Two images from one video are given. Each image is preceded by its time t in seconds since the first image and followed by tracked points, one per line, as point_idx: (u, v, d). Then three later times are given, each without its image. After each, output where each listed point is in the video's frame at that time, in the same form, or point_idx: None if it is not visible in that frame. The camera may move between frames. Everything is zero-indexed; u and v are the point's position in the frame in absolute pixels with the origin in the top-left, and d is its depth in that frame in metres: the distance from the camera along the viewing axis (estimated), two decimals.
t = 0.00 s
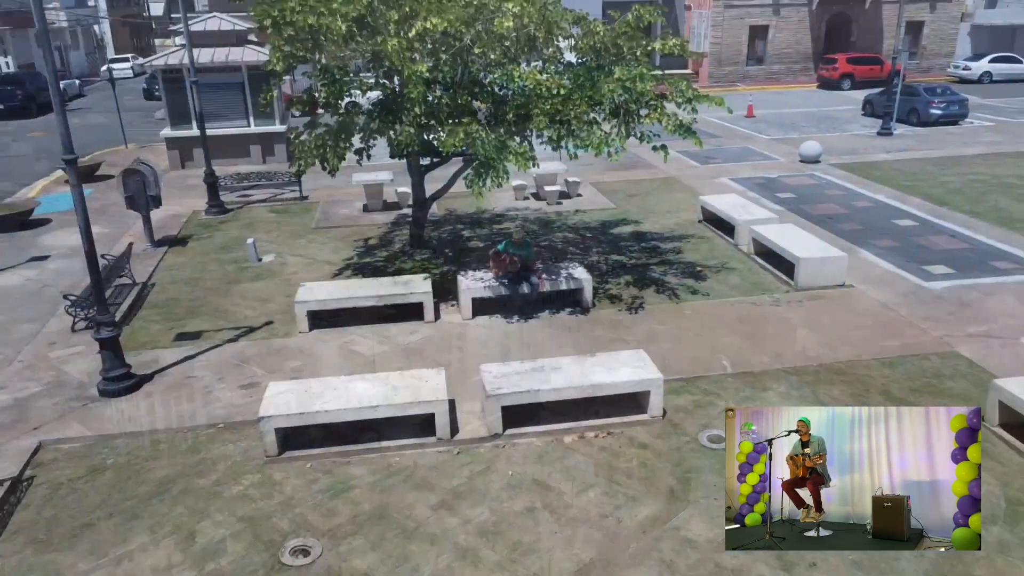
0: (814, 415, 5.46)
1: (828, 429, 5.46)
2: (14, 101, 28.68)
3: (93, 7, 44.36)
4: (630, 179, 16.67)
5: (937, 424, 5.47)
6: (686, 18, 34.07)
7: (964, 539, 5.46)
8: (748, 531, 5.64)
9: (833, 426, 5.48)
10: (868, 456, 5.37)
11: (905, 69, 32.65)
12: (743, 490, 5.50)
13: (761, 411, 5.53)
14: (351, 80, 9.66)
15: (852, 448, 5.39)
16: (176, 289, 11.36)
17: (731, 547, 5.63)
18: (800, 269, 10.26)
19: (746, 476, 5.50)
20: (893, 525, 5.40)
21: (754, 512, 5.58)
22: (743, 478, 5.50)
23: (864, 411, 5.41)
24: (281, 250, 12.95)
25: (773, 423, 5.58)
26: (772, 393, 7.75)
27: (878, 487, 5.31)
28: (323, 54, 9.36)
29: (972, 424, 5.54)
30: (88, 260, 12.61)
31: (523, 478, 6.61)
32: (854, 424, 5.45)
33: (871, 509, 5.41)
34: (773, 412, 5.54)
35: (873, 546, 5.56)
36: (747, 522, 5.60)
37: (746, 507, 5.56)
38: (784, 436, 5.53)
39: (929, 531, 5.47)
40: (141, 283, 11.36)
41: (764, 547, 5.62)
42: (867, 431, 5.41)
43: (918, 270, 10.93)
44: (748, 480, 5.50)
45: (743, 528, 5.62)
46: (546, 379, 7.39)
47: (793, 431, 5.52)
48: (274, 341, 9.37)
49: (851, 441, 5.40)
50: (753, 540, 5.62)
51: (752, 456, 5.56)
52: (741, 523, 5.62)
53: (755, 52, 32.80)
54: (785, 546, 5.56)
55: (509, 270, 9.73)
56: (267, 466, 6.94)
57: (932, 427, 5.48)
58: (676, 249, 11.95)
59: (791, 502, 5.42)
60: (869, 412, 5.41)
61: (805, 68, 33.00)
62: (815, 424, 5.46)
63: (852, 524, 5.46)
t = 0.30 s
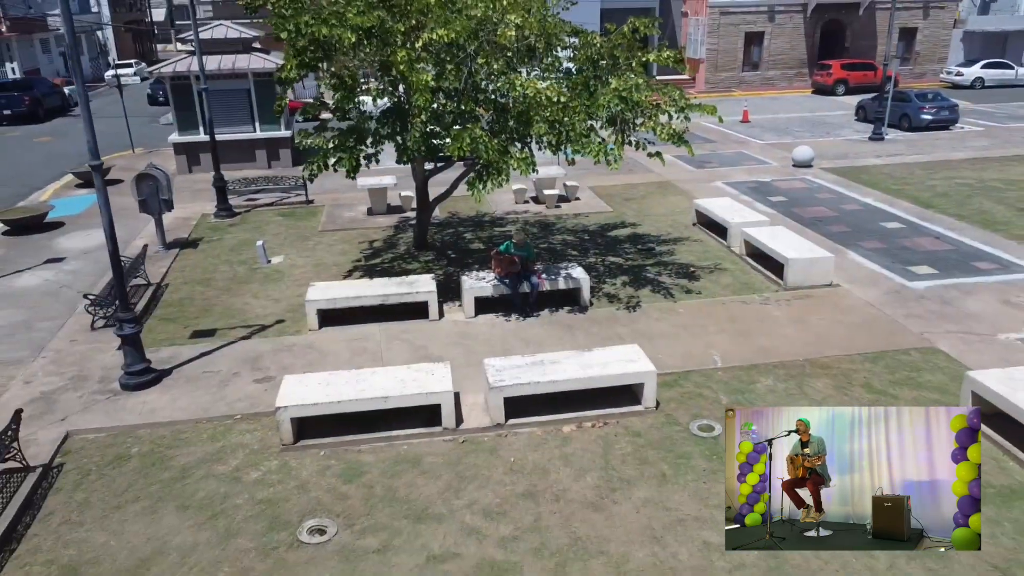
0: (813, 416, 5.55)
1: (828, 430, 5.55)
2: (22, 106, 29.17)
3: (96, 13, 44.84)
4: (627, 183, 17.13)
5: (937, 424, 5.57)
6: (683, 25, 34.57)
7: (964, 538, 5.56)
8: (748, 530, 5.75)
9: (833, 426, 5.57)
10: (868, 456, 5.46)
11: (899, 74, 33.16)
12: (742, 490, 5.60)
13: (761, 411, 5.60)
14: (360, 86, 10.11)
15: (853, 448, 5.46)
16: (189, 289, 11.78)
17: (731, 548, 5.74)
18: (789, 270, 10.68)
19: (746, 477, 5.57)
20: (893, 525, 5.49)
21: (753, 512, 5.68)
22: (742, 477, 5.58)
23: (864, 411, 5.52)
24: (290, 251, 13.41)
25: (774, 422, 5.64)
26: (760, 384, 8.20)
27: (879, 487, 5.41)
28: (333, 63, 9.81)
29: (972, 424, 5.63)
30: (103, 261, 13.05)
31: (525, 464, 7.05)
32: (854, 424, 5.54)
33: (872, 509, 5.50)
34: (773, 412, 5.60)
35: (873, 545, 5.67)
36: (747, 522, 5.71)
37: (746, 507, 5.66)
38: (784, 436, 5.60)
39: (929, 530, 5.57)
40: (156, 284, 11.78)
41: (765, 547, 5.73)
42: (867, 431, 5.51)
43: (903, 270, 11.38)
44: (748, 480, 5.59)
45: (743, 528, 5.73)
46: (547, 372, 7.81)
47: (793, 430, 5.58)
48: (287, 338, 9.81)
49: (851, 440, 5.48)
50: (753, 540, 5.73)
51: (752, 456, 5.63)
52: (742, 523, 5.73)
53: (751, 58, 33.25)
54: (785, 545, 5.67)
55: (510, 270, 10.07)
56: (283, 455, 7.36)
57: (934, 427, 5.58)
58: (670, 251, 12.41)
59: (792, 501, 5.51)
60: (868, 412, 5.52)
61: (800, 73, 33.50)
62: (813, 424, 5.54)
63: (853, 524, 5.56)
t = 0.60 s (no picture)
0: (814, 416, 5.89)
1: (828, 430, 5.89)
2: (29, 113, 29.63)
3: (99, 20, 45.32)
4: (623, 189, 17.61)
5: (940, 424, 5.91)
6: (679, 33, 35.11)
7: (965, 540, 5.79)
8: (748, 531, 6.01)
9: (833, 427, 5.93)
10: (868, 456, 5.78)
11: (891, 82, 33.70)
12: (743, 490, 5.87)
13: (761, 412, 5.96)
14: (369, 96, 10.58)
15: (853, 448, 5.79)
16: (201, 292, 12.23)
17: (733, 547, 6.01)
18: (778, 273, 11.14)
19: (746, 476, 5.87)
20: (892, 523, 5.79)
21: (754, 513, 5.95)
22: (743, 477, 5.87)
23: (862, 412, 5.88)
24: (298, 255, 13.87)
25: (773, 422, 5.99)
26: (750, 380, 8.66)
27: (877, 487, 5.72)
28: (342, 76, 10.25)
29: (973, 424, 5.96)
30: (116, 266, 13.49)
31: (526, 455, 7.49)
32: (854, 425, 5.89)
33: (871, 509, 5.79)
34: (773, 413, 5.96)
35: (874, 545, 5.95)
36: (747, 522, 5.97)
37: (746, 507, 5.93)
38: (784, 437, 5.93)
39: (928, 531, 5.85)
40: (169, 287, 12.21)
41: (763, 546, 6.01)
42: (867, 431, 5.85)
43: (889, 273, 11.85)
44: (748, 480, 5.87)
45: (744, 528, 5.99)
46: (548, 368, 8.26)
47: (793, 431, 5.91)
48: (298, 338, 10.26)
49: (851, 440, 5.81)
50: (753, 540, 6.00)
51: (752, 456, 5.94)
52: (741, 522, 5.99)
53: (746, 66, 33.77)
54: (786, 545, 5.95)
55: (513, 273, 10.53)
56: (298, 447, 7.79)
57: (934, 429, 5.90)
58: (665, 255, 12.88)
59: (791, 502, 5.79)
60: (868, 414, 5.87)
61: (794, 80, 34.03)
62: (814, 424, 5.88)
63: (853, 524, 5.84)
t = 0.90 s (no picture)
0: (814, 417, 6.02)
1: (828, 431, 6.05)
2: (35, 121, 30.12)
3: (102, 29, 45.89)
4: (619, 196, 18.11)
5: (938, 425, 6.06)
6: (674, 42, 35.70)
7: (965, 539, 5.98)
8: (749, 530, 6.24)
9: (833, 427, 6.07)
10: (868, 456, 5.94)
11: (883, 90, 34.25)
12: (743, 489, 6.08)
13: (760, 412, 6.13)
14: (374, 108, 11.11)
15: (852, 448, 5.94)
16: (212, 295, 12.69)
17: (734, 546, 6.25)
18: (766, 277, 11.63)
19: (746, 475, 6.06)
20: (892, 523, 5.97)
21: (754, 512, 6.18)
22: (744, 477, 6.07)
23: (863, 413, 5.99)
24: (304, 260, 14.33)
25: (773, 422, 6.15)
26: (737, 378, 9.15)
27: (877, 488, 5.89)
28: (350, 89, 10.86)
29: (972, 425, 6.12)
30: (128, 271, 13.94)
31: (527, 447, 7.95)
32: (854, 426, 6.03)
33: (871, 509, 5.97)
34: (774, 413, 6.12)
35: (874, 545, 6.14)
36: (748, 521, 6.20)
37: (746, 507, 6.16)
38: (784, 437, 6.08)
39: (928, 531, 6.03)
40: (181, 291, 12.65)
41: (763, 545, 6.24)
42: (867, 432, 5.99)
43: (874, 277, 12.34)
44: (748, 480, 6.06)
45: (744, 527, 6.22)
46: (547, 366, 8.73)
47: (793, 431, 6.05)
48: (307, 339, 10.71)
49: (852, 440, 5.97)
50: (753, 540, 6.23)
51: (752, 456, 6.12)
52: (741, 522, 6.22)
53: (740, 74, 34.33)
54: (785, 545, 6.14)
55: (512, 276, 10.99)
56: (311, 440, 8.25)
57: (933, 429, 6.06)
58: (659, 260, 13.37)
59: (791, 502, 5.99)
60: (868, 414, 5.99)
61: (787, 88, 34.60)
62: (815, 425, 6.02)
63: (853, 524, 6.02)
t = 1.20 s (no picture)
0: (814, 417, 6.22)
1: (828, 431, 6.25)
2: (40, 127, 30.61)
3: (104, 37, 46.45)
4: (613, 202, 18.65)
5: (939, 425, 6.30)
6: (668, 50, 36.32)
7: (965, 539, 6.22)
8: (749, 531, 6.48)
9: (833, 427, 6.26)
10: (868, 456, 6.13)
11: (873, 98, 34.86)
12: (743, 489, 6.33)
13: (760, 413, 6.33)
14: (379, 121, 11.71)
15: (852, 448, 6.14)
16: (221, 299, 13.18)
17: (734, 545, 6.52)
18: (754, 281, 12.16)
19: (746, 475, 6.31)
20: (892, 523, 6.18)
21: (753, 512, 6.41)
22: (744, 476, 6.32)
23: (863, 413, 6.19)
24: (309, 264, 14.84)
25: (772, 422, 6.35)
26: (723, 375, 9.68)
27: (877, 488, 6.09)
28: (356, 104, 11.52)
29: (972, 426, 6.40)
30: (139, 275, 14.43)
31: (524, 440, 8.46)
32: (854, 426, 6.23)
33: (871, 509, 6.18)
34: (773, 414, 6.31)
35: (873, 545, 6.35)
36: (748, 521, 6.44)
37: (746, 507, 6.40)
38: (784, 437, 6.30)
39: (928, 531, 6.26)
40: (192, 295, 13.13)
41: (763, 544, 6.45)
42: (867, 433, 6.19)
43: (857, 281, 12.86)
44: (748, 480, 6.31)
45: (744, 527, 6.46)
46: (543, 365, 9.24)
47: (793, 431, 6.26)
48: (314, 340, 11.21)
49: (851, 440, 6.19)
50: (753, 539, 6.48)
51: (752, 456, 6.35)
52: (741, 522, 6.47)
53: (733, 82, 34.93)
54: (785, 544, 6.37)
55: (511, 280, 11.53)
56: (320, 434, 8.73)
57: (932, 430, 6.28)
58: (651, 264, 13.90)
59: (791, 502, 6.19)
60: (868, 415, 6.18)
61: (780, 96, 35.22)
62: (815, 425, 6.22)
63: (853, 524, 6.23)
